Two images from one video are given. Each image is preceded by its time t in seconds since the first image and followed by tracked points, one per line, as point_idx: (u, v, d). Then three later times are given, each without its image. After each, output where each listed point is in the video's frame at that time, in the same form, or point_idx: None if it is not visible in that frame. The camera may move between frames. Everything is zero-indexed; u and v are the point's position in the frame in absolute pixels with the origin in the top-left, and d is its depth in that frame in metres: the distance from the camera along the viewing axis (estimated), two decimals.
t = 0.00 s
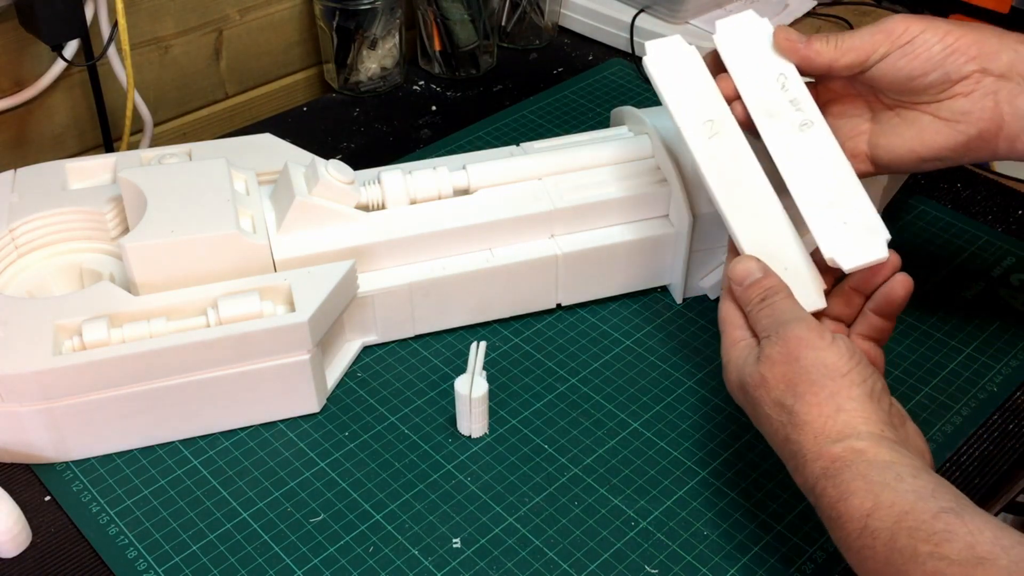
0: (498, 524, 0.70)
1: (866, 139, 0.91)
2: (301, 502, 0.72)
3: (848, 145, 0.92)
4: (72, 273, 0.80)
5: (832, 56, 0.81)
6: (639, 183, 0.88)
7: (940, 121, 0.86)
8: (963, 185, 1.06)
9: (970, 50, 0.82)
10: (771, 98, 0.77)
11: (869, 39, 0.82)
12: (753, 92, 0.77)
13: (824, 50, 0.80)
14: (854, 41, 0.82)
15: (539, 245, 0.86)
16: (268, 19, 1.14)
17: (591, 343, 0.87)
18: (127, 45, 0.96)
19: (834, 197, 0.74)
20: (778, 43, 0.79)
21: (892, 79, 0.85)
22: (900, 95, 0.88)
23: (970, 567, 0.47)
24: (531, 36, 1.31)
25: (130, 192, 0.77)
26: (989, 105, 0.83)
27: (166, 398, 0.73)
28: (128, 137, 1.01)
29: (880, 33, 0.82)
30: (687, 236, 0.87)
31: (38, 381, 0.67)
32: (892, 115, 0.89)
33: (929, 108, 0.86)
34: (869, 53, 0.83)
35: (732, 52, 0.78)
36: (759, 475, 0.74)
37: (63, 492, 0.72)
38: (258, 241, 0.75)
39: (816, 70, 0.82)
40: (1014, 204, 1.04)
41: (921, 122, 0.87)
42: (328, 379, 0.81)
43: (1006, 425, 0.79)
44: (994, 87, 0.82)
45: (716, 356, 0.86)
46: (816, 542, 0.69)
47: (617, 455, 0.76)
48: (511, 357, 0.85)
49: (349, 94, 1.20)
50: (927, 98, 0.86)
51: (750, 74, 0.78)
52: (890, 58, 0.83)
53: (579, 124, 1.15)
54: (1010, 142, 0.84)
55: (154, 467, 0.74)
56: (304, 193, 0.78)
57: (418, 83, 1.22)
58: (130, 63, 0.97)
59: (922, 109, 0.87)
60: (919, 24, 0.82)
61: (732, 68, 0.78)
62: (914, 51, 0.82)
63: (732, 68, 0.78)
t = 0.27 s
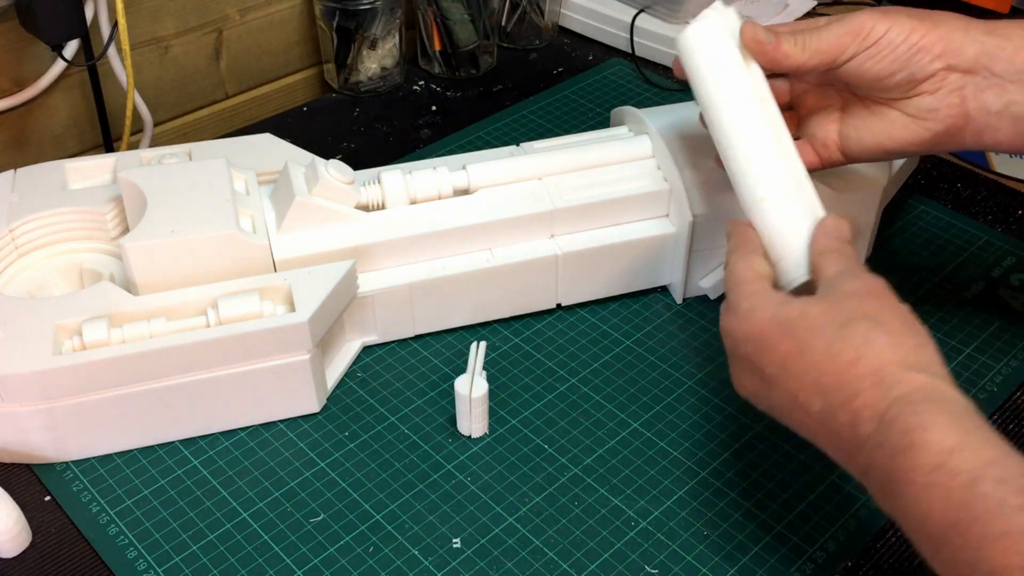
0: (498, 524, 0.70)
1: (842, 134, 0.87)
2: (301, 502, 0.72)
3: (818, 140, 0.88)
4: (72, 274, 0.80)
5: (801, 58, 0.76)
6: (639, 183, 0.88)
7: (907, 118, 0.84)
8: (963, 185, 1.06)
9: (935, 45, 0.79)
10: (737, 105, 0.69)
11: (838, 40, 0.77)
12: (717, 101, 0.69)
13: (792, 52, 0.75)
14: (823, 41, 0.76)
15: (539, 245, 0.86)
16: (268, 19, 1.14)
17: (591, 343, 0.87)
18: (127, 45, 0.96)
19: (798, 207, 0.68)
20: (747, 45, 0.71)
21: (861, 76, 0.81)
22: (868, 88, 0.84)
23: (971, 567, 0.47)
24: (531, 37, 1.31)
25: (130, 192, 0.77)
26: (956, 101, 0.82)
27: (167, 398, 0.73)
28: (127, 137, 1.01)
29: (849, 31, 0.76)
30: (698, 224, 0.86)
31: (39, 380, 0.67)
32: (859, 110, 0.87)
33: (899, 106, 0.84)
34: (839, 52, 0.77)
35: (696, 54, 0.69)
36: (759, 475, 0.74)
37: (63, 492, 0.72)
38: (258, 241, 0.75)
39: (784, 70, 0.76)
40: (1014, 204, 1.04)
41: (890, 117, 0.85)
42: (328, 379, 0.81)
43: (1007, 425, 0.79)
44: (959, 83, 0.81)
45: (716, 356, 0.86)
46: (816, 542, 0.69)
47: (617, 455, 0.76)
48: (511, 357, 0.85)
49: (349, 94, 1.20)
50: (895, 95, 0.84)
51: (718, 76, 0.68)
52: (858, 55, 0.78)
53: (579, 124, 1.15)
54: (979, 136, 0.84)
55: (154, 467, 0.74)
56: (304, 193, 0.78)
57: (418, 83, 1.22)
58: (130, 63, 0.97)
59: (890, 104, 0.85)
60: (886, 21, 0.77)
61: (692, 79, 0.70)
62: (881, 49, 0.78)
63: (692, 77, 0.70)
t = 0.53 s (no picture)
0: (498, 524, 0.70)
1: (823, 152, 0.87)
2: (301, 502, 0.72)
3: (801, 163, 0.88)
4: (72, 274, 0.80)
5: (786, 79, 0.75)
6: (639, 183, 0.88)
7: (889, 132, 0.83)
8: (963, 185, 1.06)
9: (913, 61, 0.78)
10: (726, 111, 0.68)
11: (819, 58, 0.76)
12: (707, 109, 0.68)
13: (777, 73, 0.74)
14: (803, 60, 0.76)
15: (539, 245, 0.86)
16: (268, 18, 1.14)
17: (591, 343, 0.87)
18: (127, 45, 0.96)
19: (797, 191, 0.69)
20: (732, 68, 0.71)
21: (841, 93, 0.80)
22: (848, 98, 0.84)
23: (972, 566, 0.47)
24: (532, 36, 1.31)
25: (130, 192, 0.77)
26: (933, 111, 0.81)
27: (167, 398, 0.73)
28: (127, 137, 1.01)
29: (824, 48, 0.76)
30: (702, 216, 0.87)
31: (39, 381, 0.67)
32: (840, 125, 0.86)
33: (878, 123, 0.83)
34: (821, 69, 0.77)
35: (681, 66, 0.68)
36: (759, 475, 0.74)
37: (63, 492, 0.72)
38: (258, 241, 0.75)
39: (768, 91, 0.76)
40: (1014, 204, 1.04)
41: (871, 132, 0.84)
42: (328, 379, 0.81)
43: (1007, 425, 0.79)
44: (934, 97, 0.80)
45: (716, 356, 0.86)
46: (816, 542, 0.69)
47: (617, 455, 0.76)
48: (511, 357, 0.85)
49: (349, 94, 1.20)
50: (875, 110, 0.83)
51: (707, 84, 0.68)
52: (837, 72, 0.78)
53: (580, 124, 1.15)
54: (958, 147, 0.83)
55: (154, 467, 0.74)
56: (304, 193, 0.78)
57: (418, 82, 1.22)
58: (130, 63, 0.97)
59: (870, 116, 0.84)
60: (865, 38, 0.77)
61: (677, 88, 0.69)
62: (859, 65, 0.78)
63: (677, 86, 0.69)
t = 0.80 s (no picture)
0: (498, 524, 0.70)
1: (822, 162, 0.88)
2: (301, 502, 0.72)
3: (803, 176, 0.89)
4: (72, 274, 0.80)
5: (795, 80, 0.76)
6: (640, 183, 0.88)
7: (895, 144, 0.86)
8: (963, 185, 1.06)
9: (919, 73, 0.82)
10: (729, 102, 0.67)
11: (829, 63, 0.78)
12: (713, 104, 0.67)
13: (788, 73, 0.75)
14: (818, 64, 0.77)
15: (539, 245, 0.86)
16: (268, 18, 1.14)
17: (591, 343, 0.87)
18: (127, 45, 0.96)
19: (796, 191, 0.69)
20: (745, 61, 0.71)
21: (847, 102, 0.82)
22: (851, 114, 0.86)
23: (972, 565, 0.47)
24: (531, 36, 1.31)
25: (130, 192, 0.77)
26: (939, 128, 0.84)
27: (167, 398, 0.73)
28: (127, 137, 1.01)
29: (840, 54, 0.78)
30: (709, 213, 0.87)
31: (38, 380, 0.67)
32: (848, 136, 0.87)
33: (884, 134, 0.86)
34: (830, 74, 0.79)
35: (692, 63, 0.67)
36: (759, 475, 0.74)
37: (63, 492, 0.72)
38: (258, 241, 0.75)
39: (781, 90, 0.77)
40: (1014, 204, 1.04)
41: (875, 144, 0.86)
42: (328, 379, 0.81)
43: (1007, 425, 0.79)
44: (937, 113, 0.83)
45: (716, 356, 0.86)
46: (816, 542, 0.69)
47: (617, 455, 0.76)
48: (511, 357, 0.85)
49: (349, 94, 1.20)
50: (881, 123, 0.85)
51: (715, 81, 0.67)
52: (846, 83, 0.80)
53: (580, 124, 1.15)
54: (959, 165, 0.86)
55: (154, 467, 0.74)
56: (304, 193, 0.78)
57: (418, 82, 1.22)
58: (130, 63, 0.97)
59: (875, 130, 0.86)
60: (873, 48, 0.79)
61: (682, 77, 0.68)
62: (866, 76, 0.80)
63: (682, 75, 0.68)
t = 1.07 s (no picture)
0: (498, 524, 0.70)
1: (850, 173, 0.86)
2: (301, 502, 0.72)
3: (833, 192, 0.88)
4: (72, 274, 0.80)
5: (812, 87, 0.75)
6: (640, 183, 0.88)
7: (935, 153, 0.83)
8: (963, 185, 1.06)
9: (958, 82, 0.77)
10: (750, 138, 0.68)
11: (851, 73, 0.75)
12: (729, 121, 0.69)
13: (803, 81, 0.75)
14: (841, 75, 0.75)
15: (539, 245, 0.86)
16: (268, 18, 1.14)
17: (591, 343, 0.87)
18: (127, 45, 0.96)
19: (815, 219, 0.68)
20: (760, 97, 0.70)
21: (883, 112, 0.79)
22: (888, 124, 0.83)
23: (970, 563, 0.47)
24: (531, 36, 1.31)
25: (130, 192, 0.77)
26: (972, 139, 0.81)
27: (167, 398, 0.73)
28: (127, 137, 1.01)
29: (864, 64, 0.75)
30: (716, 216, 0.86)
31: (38, 380, 0.67)
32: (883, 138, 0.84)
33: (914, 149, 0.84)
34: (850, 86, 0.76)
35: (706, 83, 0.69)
36: (759, 475, 0.74)
37: (63, 492, 0.72)
38: (258, 241, 0.75)
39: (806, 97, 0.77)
40: (1013, 204, 1.04)
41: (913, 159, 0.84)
42: (328, 379, 0.81)
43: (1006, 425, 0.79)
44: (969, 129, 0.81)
45: (716, 356, 0.86)
46: (816, 541, 0.69)
47: (617, 455, 0.76)
48: (511, 357, 0.85)
49: (349, 94, 1.20)
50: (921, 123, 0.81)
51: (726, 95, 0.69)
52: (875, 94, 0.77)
53: (580, 124, 1.15)
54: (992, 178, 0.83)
55: (154, 467, 0.74)
56: (304, 193, 0.78)
57: (418, 83, 1.22)
58: (130, 63, 0.97)
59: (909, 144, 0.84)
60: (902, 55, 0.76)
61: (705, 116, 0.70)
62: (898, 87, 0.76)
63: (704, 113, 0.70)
